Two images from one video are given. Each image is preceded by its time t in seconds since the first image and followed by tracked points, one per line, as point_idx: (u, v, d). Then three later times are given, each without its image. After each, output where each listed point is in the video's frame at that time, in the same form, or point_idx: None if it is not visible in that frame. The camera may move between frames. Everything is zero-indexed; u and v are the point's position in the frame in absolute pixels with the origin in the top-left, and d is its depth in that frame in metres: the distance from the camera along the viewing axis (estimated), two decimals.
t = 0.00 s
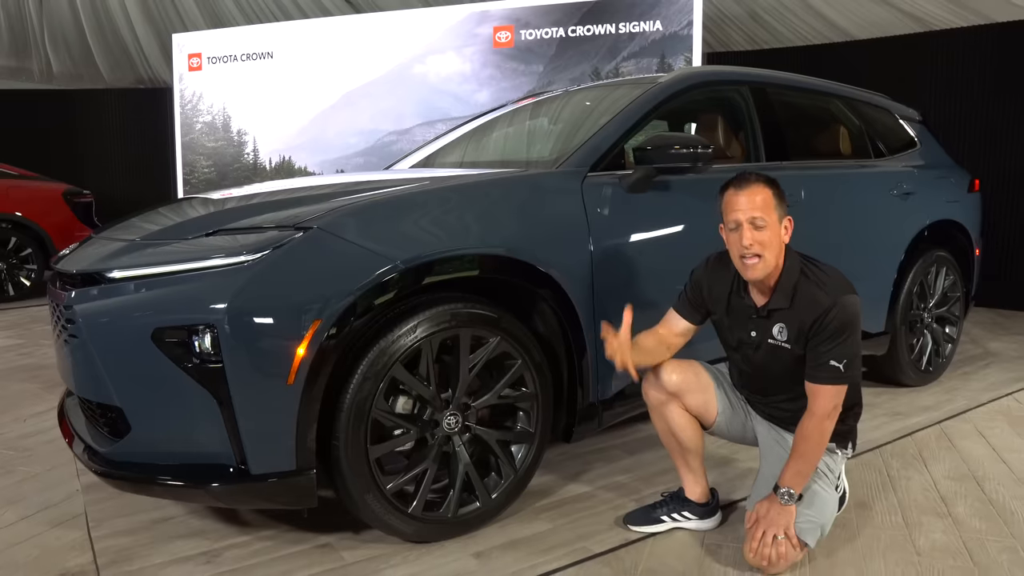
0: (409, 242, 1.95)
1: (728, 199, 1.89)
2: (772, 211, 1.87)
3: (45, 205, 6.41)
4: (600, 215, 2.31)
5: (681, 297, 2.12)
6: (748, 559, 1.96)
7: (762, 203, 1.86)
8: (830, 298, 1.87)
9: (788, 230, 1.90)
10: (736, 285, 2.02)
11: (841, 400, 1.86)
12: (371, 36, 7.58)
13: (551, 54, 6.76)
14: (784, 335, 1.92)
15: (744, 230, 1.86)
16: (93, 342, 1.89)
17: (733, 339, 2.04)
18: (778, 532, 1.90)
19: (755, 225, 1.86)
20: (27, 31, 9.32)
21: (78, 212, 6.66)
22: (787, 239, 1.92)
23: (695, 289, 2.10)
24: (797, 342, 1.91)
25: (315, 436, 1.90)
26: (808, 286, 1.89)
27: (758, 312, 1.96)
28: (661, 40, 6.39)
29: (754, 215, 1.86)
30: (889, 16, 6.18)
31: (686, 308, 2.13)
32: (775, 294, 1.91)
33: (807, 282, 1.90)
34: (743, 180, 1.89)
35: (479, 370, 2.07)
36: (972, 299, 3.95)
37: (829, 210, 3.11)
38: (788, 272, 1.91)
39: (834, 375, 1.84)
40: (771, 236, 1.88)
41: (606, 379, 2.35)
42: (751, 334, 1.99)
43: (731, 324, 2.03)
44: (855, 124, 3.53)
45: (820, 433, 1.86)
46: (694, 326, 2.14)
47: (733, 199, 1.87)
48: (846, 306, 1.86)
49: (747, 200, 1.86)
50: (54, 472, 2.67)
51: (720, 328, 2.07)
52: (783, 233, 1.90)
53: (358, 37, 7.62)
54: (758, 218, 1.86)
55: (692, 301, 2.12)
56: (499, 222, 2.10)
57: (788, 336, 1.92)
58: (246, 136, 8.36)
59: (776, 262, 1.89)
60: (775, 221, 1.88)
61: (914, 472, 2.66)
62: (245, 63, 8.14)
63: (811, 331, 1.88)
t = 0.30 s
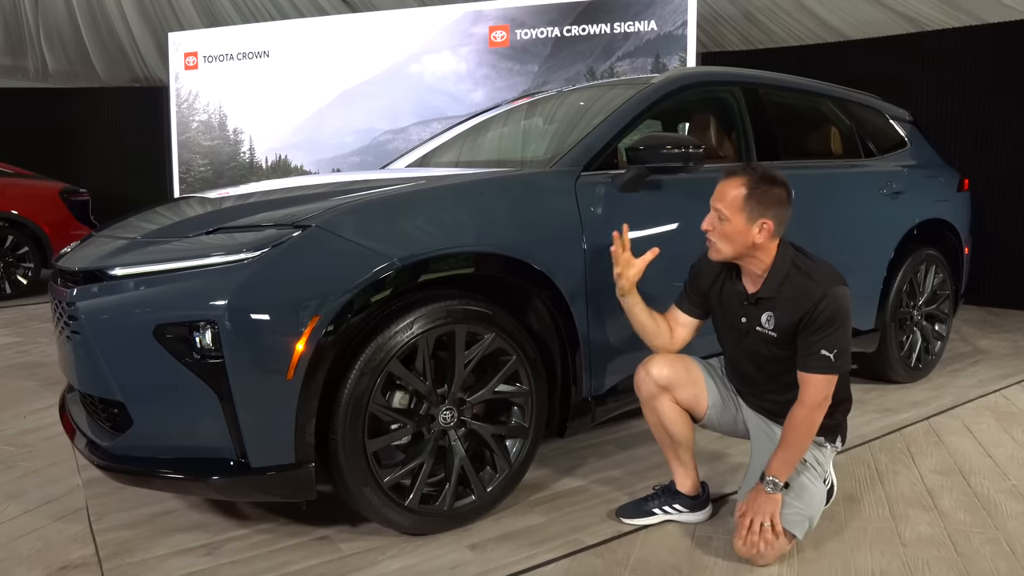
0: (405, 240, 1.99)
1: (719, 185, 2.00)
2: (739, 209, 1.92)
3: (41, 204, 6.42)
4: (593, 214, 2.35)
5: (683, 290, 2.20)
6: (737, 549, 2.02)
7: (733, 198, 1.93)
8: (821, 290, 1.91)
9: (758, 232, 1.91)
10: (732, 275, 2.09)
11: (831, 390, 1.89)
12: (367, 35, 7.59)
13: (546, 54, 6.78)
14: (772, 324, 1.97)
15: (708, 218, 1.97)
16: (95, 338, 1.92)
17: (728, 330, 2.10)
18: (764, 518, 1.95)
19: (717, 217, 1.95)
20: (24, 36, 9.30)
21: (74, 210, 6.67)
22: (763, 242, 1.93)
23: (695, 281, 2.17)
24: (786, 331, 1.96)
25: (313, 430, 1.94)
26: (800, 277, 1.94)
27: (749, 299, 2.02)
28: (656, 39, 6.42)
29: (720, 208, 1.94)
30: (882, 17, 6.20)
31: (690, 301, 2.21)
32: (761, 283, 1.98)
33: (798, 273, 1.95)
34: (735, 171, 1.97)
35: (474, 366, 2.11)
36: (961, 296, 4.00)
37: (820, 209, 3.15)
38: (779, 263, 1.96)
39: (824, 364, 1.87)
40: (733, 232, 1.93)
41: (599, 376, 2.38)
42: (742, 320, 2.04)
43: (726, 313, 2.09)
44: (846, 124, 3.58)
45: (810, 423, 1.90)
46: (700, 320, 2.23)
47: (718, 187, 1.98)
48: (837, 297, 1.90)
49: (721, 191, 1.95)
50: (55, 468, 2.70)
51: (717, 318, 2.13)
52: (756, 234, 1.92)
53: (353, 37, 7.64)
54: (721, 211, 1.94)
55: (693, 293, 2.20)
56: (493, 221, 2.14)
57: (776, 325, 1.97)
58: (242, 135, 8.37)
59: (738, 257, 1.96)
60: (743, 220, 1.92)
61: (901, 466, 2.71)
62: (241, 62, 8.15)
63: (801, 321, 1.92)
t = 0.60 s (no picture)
0: (407, 240, 2.02)
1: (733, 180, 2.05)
2: (762, 199, 1.98)
3: (42, 206, 6.45)
4: (592, 213, 2.37)
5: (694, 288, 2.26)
6: (736, 540, 2.07)
7: (754, 189, 1.99)
8: (831, 282, 1.98)
9: (779, 222, 1.98)
10: (744, 271, 2.15)
11: (843, 382, 1.95)
12: (366, 36, 7.62)
13: (545, 54, 6.81)
14: (786, 316, 2.03)
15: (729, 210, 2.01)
16: (102, 339, 1.94)
17: (741, 324, 2.15)
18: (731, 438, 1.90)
19: (739, 208, 2.00)
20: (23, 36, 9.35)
21: (75, 212, 6.69)
22: (782, 232, 2.00)
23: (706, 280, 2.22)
24: (799, 323, 2.02)
25: (318, 429, 1.96)
26: (810, 270, 2.01)
27: (762, 294, 2.08)
28: (653, 38, 6.45)
29: (742, 199, 1.99)
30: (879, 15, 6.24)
31: (700, 298, 2.25)
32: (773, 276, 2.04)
33: (808, 266, 2.02)
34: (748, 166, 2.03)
35: (476, 364, 2.14)
36: (959, 292, 4.03)
37: (818, 207, 3.18)
38: (790, 257, 2.03)
39: (839, 354, 1.93)
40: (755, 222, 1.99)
41: (600, 373, 2.41)
42: (756, 317, 2.10)
43: (739, 310, 2.15)
44: (843, 122, 3.60)
45: (815, 406, 1.96)
46: (709, 316, 2.28)
47: (734, 181, 2.03)
48: (846, 289, 1.97)
49: (742, 183, 2.01)
50: (62, 467, 2.73)
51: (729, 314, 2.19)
52: (777, 225, 1.99)
53: (352, 37, 7.66)
54: (744, 202, 1.99)
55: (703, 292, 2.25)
56: (494, 221, 2.17)
57: (789, 318, 2.03)
58: (242, 136, 8.40)
59: (755, 251, 2.01)
60: (765, 210, 1.98)
61: (900, 460, 2.74)
62: (240, 63, 8.17)
63: (814, 313, 1.99)
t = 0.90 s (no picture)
0: (406, 239, 2.03)
1: (750, 166, 2.08)
2: (789, 177, 2.05)
3: (40, 206, 6.44)
4: (591, 212, 2.39)
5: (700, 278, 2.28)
6: (733, 536, 2.08)
7: (780, 169, 2.04)
8: (845, 265, 2.03)
9: (803, 200, 2.06)
10: (754, 256, 2.17)
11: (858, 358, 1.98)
12: (363, 35, 7.62)
13: (542, 53, 6.83)
14: (798, 301, 2.05)
15: (762, 193, 2.04)
16: (103, 338, 1.96)
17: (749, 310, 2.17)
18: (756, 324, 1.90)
19: (772, 189, 2.03)
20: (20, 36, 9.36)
21: (73, 212, 6.69)
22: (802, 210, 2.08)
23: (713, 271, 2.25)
24: (812, 307, 2.04)
25: (318, 427, 1.97)
26: (823, 255, 2.05)
27: (775, 280, 2.10)
28: (651, 37, 6.46)
29: (772, 180, 2.04)
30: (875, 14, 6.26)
31: (704, 292, 2.29)
32: (790, 263, 2.06)
33: (822, 250, 2.06)
34: (763, 152, 2.08)
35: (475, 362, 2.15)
36: (954, 290, 4.05)
37: (815, 205, 3.20)
38: (804, 243, 2.07)
39: (850, 332, 1.97)
40: (786, 200, 2.04)
41: (599, 370, 2.43)
42: (767, 303, 2.11)
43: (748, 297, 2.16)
44: (839, 121, 3.62)
45: (831, 367, 1.96)
46: (712, 309, 2.32)
47: (753, 166, 2.07)
48: (858, 273, 2.02)
49: (767, 166, 2.05)
50: (62, 467, 2.74)
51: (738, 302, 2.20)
52: (800, 203, 2.07)
53: (349, 37, 7.67)
54: (776, 182, 2.03)
55: (709, 283, 2.28)
56: (493, 219, 2.18)
57: (803, 302, 2.05)
58: (239, 136, 8.40)
59: (790, 230, 2.04)
60: (791, 188, 2.05)
61: (896, 457, 2.76)
62: (238, 63, 8.17)
63: (827, 295, 2.03)
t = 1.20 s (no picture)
0: (404, 238, 2.04)
1: (754, 163, 2.10)
2: (794, 173, 2.07)
3: (37, 205, 6.44)
4: (588, 212, 2.40)
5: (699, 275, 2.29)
6: (731, 534, 2.09)
7: (785, 164, 2.07)
8: (848, 261, 2.05)
9: (807, 196, 2.09)
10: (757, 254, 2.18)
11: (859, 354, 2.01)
12: (360, 35, 7.63)
13: (539, 53, 6.84)
14: (803, 296, 2.05)
15: (766, 187, 2.06)
16: (102, 338, 1.96)
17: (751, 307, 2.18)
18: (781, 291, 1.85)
19: (777, 183, 2.05)
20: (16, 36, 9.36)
21: (70, 212, 6.68)
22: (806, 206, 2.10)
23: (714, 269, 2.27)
24: (816, 303, 2.05)
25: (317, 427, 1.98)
26: (827, 250, 2.07)
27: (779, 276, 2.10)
28: (648, 37, 6.47)
29: (778, 174, 2.06)
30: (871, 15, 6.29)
31: (704, 291, 2.29)
32: (794, 259, 2.08)
33: (826, 247, 2.08)
34: (767, 149, 2.10)
35: (472, 362, 2.16)
36: (950, 290, 4.07)
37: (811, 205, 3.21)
38: (807, 239, 2.08)
39: (853, 327, 2.00)
40: (791, 196, 2.06)
41: (596, 370, 2.44)
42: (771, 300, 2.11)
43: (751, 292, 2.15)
44: (834, 121, 3.64)
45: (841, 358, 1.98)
46: (715, 310, 2.31)
47: (758, 162, 2.09)
48: (861, 269, 2.04)
49: (772, 161, 2.07)
50: (60, 467, 2.74)
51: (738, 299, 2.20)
52: (804, 199, 2.09)
53: (347, 37, 7.67)
54: (781, 177, 2.06)
55: (709, 281, 2.29)
56: (491, 220, 2.19)
57: (808, 297, 2.05)
58: (236, 136, 8.39)
59: (793, 225, 2.06)
60: (795, 184, 2.07)
61: (891, 456, 2.77)
62: (235, 63, 8.17)
63: (831, 291, 2.04)
